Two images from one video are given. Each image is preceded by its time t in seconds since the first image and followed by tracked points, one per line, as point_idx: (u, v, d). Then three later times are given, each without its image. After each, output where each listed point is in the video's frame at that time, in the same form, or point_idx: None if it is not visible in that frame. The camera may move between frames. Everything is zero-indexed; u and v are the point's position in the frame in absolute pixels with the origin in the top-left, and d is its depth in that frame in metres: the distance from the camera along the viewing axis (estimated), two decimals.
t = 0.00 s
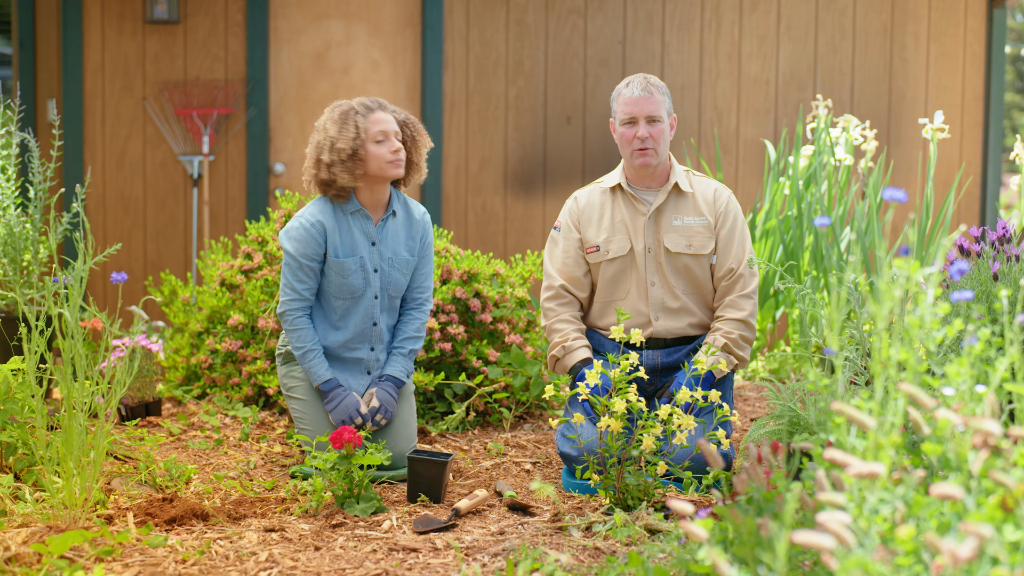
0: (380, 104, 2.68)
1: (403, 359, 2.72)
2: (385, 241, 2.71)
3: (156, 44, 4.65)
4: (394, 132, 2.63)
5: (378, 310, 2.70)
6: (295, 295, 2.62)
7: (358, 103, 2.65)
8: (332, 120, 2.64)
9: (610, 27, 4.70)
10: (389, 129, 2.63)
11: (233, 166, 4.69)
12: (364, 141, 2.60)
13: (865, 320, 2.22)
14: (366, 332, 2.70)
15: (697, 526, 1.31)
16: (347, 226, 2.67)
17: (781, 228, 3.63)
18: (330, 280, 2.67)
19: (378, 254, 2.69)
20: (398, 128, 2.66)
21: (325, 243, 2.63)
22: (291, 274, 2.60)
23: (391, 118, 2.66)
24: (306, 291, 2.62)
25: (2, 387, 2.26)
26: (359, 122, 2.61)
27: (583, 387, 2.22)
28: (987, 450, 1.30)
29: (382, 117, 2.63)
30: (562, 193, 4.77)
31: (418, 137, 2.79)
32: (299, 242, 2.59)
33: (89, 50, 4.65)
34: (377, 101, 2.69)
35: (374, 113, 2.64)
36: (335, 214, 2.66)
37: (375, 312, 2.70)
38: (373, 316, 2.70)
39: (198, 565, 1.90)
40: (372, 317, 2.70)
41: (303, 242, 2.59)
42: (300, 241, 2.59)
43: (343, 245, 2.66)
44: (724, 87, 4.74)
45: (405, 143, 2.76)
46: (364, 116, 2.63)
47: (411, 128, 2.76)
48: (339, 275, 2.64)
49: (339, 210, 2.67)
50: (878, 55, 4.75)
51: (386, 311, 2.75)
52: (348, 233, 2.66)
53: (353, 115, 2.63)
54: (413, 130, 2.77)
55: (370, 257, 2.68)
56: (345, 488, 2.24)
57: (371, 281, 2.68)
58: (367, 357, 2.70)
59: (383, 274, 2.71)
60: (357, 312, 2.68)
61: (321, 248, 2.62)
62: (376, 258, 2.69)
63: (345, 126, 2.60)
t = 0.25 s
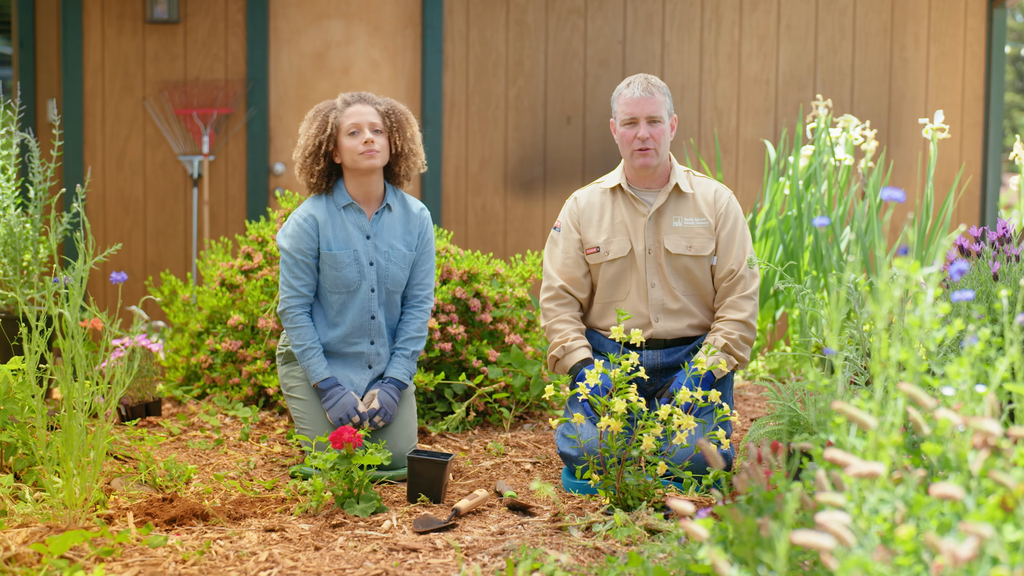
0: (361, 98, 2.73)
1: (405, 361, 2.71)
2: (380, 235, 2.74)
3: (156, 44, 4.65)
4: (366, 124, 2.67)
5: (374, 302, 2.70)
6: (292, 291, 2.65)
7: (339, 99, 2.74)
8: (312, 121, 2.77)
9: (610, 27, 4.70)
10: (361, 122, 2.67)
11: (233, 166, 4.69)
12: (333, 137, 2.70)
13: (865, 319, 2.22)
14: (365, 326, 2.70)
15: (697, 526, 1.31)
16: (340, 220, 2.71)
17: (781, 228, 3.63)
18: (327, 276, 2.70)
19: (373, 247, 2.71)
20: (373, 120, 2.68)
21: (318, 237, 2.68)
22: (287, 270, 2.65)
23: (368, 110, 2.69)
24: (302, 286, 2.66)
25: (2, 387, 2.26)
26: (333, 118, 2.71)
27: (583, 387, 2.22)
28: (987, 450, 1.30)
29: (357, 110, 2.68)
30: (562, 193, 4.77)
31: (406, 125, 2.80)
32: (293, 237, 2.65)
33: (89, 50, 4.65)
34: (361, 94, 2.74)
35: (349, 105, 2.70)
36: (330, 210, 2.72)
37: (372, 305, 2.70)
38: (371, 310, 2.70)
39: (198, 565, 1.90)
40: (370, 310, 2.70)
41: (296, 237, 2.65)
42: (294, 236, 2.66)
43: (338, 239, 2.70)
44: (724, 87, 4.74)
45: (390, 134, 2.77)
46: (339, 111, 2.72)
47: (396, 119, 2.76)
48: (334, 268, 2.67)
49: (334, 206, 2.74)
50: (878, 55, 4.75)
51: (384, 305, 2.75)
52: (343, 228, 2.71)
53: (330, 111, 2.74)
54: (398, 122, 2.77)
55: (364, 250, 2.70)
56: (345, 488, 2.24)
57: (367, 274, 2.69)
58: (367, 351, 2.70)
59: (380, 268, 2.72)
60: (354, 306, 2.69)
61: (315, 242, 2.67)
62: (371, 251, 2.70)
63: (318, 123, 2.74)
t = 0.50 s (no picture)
0: (357, 97, 2.71)
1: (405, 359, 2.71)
2: (379, 232, 2.74)
3: (156, 44, 4.65)
4: (359, 127, 2.66)
5: (373, 299, 2.70)
6: (292, 289, 2.65)
7: (335, 98, 2.72)
8: (309, 122, 2.76)
9: (610, 27, 4.70)
10: (355, 124, 2.66)
11: (233, 166, 4.69)
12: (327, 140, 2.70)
13: (865, 319, 2.22)
14: (364, 324, 2.70)
15: (697, 526, 1.31)
16: (338, 218, 2.72)
17: (781, 228, 3.63)
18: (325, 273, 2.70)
19: (372, 245, 2.71)
20: (367, 124, 2.67)
21: (316, 235, 2.69)
22: (286, 269, 2.65)
23: (362, 113, 2.67)
24: (302, 284, 2.66)
25: (2, 387, 2.26)
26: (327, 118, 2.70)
27: (583, 387, 2.22)
28: (987, 450, 1.30)
29: (351, 112, 2.67)
30: (562, 193, 4.77)
31: (401, 128, 2.76)
32: (291, 236, 2.66)
33: (89, 50, 4.65)
34: (357, 93, 2.72)
35: (343, 108, 2.69)
36: (328, 208, 2.73)
37: (370, 302, 2.70)
38: (370, 306, 2.70)
39: (198, 565, 1.90)
40: (369, 307, 2.70)
41: (295, 235, 2.66)
42: (292, 235, 2.66)
43: (336, 237, 2.70)
44: (724, 87, 4.74)
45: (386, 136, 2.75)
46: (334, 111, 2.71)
47: (392, 121, 2.74)
48: (331, 265, 2.67)
49: (332, 205, 2.74)
50: (878, 55, 4.75)
51: (383, 302, 2.75)
52: (341, 227, 2.71)
53: (326, 110, 2.73)
54: (395, 123, 2.75)
55: (362, 247, 2.70)
56: (345, 488, 2.24)
57: (365, 271, 2.69)
58: (367, 349, 2.70)
59: (378, 265, 2.72)
60: (353, 303, 2.69)
61: (313, 240, 2.68)
62: (369, 248, 2.71)
63: (313, 124, 2.73)
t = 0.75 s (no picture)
0: (360, 99, 2.72)
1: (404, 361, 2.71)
2: (379, 235, 2.74)
3: (156, 45, 4.65)
4: (360, 129, 2.66)
5: (373, 301, 2.70)
6: (291, 290, 2.65)
7: (338, 100, 2.73)
8: (312, 123, 2.76)
9: (610, 27, 4.70)
10: (356, 125, 2.66)
11: (233, 166, 4.69)
12: (329, 141, 2.70)
13: (865, 319, 2.22)
14: (364, 326, 2.70)
15: (697, 526, 1.31)
16: (338, 220, 2.72)
17: (781, 228, 3.63)
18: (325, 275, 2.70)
19: (372, 247, 2.71)
20: (368, 125, 2.67)
21: (317, 237, 2.69)
22: (287, 270, 2.65)
23: (364, 114, 2.68)
24: (302, 285, 2.66)
25: (2, 387, 2.26)
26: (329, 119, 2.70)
27: (583, 387, 2.22)
28: (987, 450, 1.30)
29: (353, 114, 2.67)
30: (562, 193, 4.77)
31: (402, 130, 2.76)
32: (291, 237, 2.66)
33: (89, 50, 4.65)
34: (360, 96, 2.73)
35: (346, 109, 2.69)
36: (329, 209, 2.73)
37: (370, 304, 2.70)
38: (370, 308, 2.70)
39: (198, 565, 1.90)
40: (368, 309, 2.70)
41: (295, 237, 2.66)
42: (293, 236, 2.66)
43: (336, 238, 2.70)
44: (724, 87, 4.74)
45: (387, 139, 2.75)
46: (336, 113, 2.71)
47: (394, 124, 2.74)
48: (332, 267, 2.67)
49: (332, 206, 2.74)
50: (878, 55, 4.75)
51: (383, 304, 2.75)
52: (342, 228, 2.71)
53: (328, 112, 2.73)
54: (397, 127, 2.75)
55: (362, 249, 2.70)
56: (345, 488, 2.24)
57: (365, 272, 2.70)
58: (366, 350, 2.69)
59: (378, 267, 2.73)
60: (353, 305, 2.69)
61: (313, 241, 2.68)
62: (368, 250, 2.71)
63: (316, 125, 2.73)
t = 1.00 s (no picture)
0: (364, 99, 2.71)
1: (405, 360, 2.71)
2: (379, 234, 2.74)
3: (156, 45, 4.65)
4: (365, 128, 2.66)
5: (373, 301, 2.70)
6: (292, 289, 2.65)
7: (342, 99, 2.72)
8: (315, 121, 2.76)
9: (610, 27, 4.70)
10: (361, 125, 2.66)
11: (233, 166, 4.69)
12: (333, 140, 2.69)
13: (865, 319, 2.22)
14: (364, 325, 2.70)
15: (698, 526, 1.31)
16: (340, 219, 2.72)
17: (781, 229, 3.63)
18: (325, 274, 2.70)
19: (373, 246, 2.71)
20: (373, 125, 2.67)
21: (317, 235, 2.69)
22: (289, 268, 2.65)
23: (369, 114, 2.68)
24: (303, 284, 2.66)
25: (2, 387, 2.26)
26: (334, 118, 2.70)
27: (584, 387, 2.22)
28: (987, 450, 1.30)
29: (358, 113, 2.67)
30: (562, 193, 4.77)
31: (407, 130, 2.77)
32: (292, 235, 2.66)
33: (89, 50, 4.65)
34: (364, 95, 2.72)
35: (351, 108, 2.69)
36: (329, 208, 2.73)
37: (370, 304, 2.70)
38: (370, 308, 2.70)
39: (198, 565, 1.90)
40: (369, 308, 2.70)
41: (296, 235, 2.66)
42: (293, 234, 2.66)
43: (337, 237, 2.70)
44: (724, 87, 4.74)
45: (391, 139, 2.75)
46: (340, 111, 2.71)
47: (398, 125, 2.74)
48: (332, 266, 2.67)
49: (334, 205, 2.74)
50: (878, 55, 4.75)
51: (383, 304, 2.75)
52: (342, 227, 2.71)
53: (333, 110, 2.73)
54: (401, 127, 2.75)
55: (363, 249, 2.70)
56: (345, 488, 2.24)
57: (365, 272, 2.70)
58: (366, 350, 2.69)
59: (378, 267, 2.73)
60: (353, 304, 2.69)
61: (315, 239, 2.68)
62: (369, 249, 2.71)
63: (320, 123, 2.73)
